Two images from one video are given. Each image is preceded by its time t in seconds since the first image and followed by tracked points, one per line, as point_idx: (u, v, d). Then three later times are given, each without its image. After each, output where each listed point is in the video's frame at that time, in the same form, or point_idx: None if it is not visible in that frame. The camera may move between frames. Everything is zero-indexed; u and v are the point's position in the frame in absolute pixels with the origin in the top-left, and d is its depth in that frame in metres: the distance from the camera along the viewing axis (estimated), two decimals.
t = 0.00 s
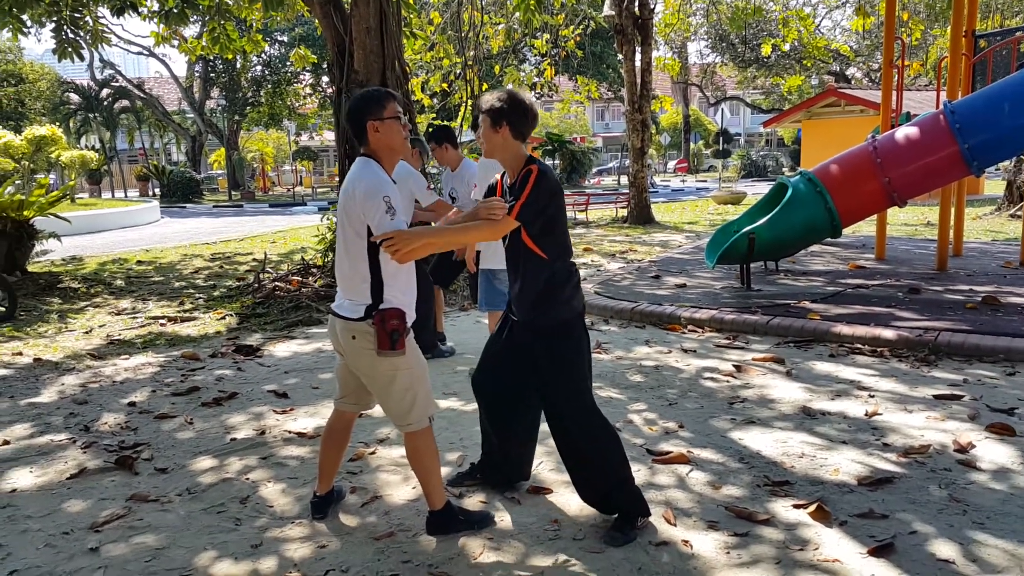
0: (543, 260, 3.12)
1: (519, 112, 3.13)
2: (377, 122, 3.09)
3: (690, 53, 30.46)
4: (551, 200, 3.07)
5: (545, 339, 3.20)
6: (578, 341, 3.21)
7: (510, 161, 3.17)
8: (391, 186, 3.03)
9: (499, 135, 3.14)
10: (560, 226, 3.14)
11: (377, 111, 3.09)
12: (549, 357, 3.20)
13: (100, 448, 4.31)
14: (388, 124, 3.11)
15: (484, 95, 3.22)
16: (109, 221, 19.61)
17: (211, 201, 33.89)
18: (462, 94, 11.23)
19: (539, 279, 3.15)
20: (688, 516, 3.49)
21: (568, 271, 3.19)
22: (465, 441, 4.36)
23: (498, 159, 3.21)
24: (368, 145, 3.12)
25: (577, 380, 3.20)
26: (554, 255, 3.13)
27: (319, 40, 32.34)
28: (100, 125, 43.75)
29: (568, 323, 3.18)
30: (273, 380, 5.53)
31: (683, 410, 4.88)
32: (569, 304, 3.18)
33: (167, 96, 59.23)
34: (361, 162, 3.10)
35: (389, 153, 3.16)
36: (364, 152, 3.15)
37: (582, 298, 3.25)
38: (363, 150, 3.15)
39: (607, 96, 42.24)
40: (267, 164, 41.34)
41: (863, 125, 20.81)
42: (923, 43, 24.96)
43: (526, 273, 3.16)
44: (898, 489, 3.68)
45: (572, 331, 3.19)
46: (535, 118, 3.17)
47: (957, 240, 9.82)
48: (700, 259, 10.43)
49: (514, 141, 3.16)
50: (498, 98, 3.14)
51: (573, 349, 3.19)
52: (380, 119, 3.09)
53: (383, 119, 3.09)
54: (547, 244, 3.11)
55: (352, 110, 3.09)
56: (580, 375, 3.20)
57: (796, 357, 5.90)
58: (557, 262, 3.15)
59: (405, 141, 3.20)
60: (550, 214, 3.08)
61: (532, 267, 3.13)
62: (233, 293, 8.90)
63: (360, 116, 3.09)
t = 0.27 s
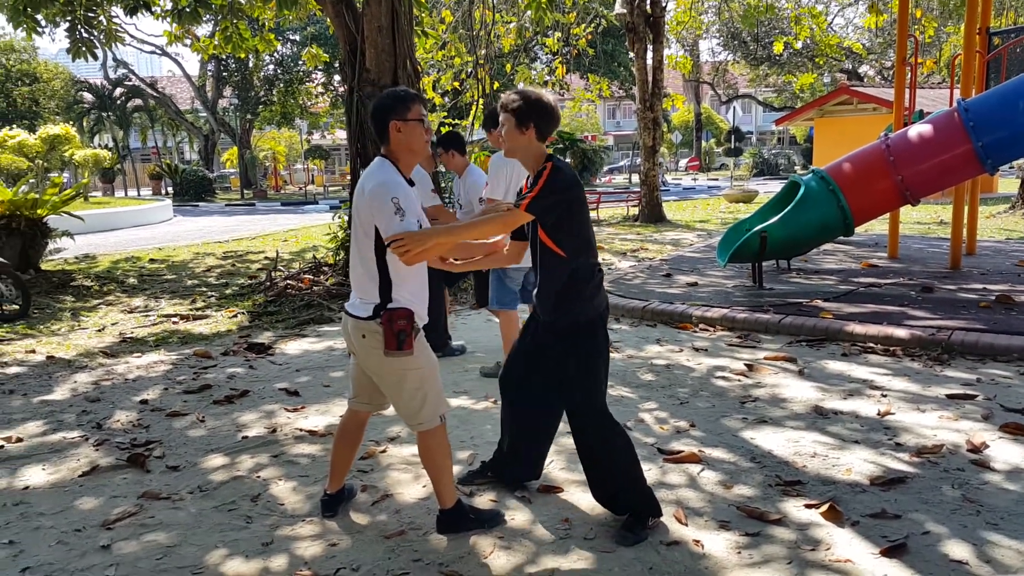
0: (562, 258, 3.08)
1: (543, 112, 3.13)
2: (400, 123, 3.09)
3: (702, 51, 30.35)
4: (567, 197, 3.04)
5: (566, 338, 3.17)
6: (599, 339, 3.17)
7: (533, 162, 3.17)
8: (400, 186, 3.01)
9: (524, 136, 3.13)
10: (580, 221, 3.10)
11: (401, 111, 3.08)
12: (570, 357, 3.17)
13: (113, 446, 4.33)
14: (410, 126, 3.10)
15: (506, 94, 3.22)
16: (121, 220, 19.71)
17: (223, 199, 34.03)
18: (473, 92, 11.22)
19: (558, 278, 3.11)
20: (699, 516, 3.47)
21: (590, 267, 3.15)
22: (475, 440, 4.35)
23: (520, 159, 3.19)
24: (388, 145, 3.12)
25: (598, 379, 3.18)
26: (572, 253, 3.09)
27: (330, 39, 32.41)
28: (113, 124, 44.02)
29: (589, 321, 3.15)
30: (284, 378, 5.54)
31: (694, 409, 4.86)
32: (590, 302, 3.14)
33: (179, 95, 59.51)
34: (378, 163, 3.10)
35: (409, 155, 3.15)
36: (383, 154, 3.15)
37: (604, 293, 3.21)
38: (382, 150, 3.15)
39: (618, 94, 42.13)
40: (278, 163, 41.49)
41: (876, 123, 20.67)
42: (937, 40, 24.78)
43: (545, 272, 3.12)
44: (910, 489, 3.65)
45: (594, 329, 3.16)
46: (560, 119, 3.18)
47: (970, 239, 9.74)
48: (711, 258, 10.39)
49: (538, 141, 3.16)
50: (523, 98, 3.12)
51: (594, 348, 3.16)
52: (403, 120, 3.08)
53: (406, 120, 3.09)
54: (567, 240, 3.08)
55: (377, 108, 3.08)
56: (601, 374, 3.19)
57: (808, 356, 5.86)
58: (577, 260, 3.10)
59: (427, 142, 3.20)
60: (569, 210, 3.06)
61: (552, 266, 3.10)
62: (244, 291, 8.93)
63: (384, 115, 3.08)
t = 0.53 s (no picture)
0: (576, 262, 3.07)
1: (563, 114, 3.10)
2: (421, 125, 3.05)
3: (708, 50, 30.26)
4: (582, 201, 3.00)
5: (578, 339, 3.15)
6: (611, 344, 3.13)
7: (551, 164, 3.14)
8: (410, 191, 2.94)
9: (544, 140, 3.10)
10: (598, 226, 3.07)
11: (425, 113, 3.04)
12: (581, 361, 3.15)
13: (114, 444, 4.31)
14: (431, 129, 3.06)
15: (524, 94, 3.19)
16: (125, 217, 19.71)
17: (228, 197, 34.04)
18: (478, 91, 11.19)
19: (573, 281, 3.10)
20: (703, 517, 3.44)
21: (606, 271, 3.12)
22: (478, 440, 4.32)
23: (537, 160, 3.17)
24: (406, 146, 3.08)
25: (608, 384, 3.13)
26: (588, 257, 3.07)
27: (335, 37, 32.39)
28: (118, 121, 44.04)
29: (603, 325, 3.11)
30: (287, 377, 5.52)
31: (699, 410, 4.83)
32: (605, 306, 3.11)
33: (184, 92, 59.56)
34: (391, 163, 3.06)
35: (426, 159, 3.11)
36: (399, 154, 3.11)
37: (619, 298, 3.17)
38: (399, 151, 3.10)
39: (624, 94, 42.05)
40: (283, 161, 41.50)
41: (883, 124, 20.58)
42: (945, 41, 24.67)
43: (561, 275, 3.13)
44: (915, 491, 3.61)
45: (608, 335, 3.12)
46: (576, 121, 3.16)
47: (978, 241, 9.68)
48: (717, 258, 10.34)
49: (558, 145, 3.13)
50: (546, 100, 3.08)
51: (604, 354, 3.12)
52: (425, 122, 3.05)
53: (428, 122, 3.05)
54: (581, 242, 3.05)
55: (401, 107, 3.03)
56: (610, 380, 3.14)
57: (813, 358, 5.83)
58: (592, 264, 3.08)
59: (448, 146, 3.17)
60: (584, 212, 3.02)
61: (568, 270, 3.10)
62: (248, 290, 8.91)
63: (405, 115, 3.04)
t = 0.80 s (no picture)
0: (587, 267, 3.06)
1: (576, 115, 3.10)
2: (450, 135, 3.06)
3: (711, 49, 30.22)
4: (598, 207, 3.00)
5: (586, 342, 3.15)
6: (617, 348, 3.12)
7: (565, 167, 3.12)
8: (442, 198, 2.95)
9: (558, 143, 3.10)
10: (612, 232, 3.06)
11: (454, 125, 3.06)
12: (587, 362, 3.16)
13: (117, 442, 4.32)
14: (458, 141, 3.08)
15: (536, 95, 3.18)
16: (127, 215, 19.73)
17: (230, 195, 34.06)
18: (481, 89, 11.18)
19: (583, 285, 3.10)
20: (704, 516, 3.44)
21: (617, 276, 3.11)
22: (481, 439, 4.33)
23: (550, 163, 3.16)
24: (432, 154, 3.08)
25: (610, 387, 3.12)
26: (600, 263, 3.06)
27: (338, 35, 32.38)
28: (121, 119, 44.06)
29: (609, 328, 3.11)
30: (290, 375, 5.53)
31: (701, 409, 4.83)
32: (613, 310, 3.11)
33: (187, 90, 59.60)
34: (416, 171, 3.05)
35: (449, 168, 3.12)
36: (423, 161, 3.11)
37: (628, 304, 3.16)
38: (422, 158, 3.10)
39: (627, 93, 42.01)
40: (286, 159, 41.51)
41: (886, 123, 20.55)
42: (948, 39, 24.62)
43: (572, 279, 3.13)
44: (917, 490, 3.61)
45: (614, 339, 3.12)
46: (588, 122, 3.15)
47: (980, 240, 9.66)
48: (719, 257, 10.34)
49: (570, 147, 3.12)
50: (561, 103, 3.08)
51: (609, 358, 3.12)
52: (453, 133, 3.06)
53: (455, 134, 3.06)
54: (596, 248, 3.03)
55: (429, 118, 3.05)
56: (616, 383, 3.13)
57: (816, 357, 5.82)
58: (605, 269, 3.07)
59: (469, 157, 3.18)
60: (601, 219, 3.01)
61: (579, 274, 3.09)
62: (250, 288, 8.92)
63: (432, 126, 3.05)
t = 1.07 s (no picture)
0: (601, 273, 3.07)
1: (587, 122, 3.09)
2: (472, 158, 3.04)
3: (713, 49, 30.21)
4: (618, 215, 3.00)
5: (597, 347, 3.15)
6: (628, 352, 3.12)
7: (579, 175, 3.14)
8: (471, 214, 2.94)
9: (570, 150, 3.10)
10: (627, 241, 3.09)
11: (477, 148, 3.03)
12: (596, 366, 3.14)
13: (121, 447, 4.33)
14: (479, 163, 3.05)
15: (542, 102, 3.15)
16: (130, 220, 19.77)
17: (233, 198, 34.10)
18: (483, 91, 11.19)
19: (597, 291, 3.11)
20: (709, 518, 3.44)
21: (630, 284, 3.13)
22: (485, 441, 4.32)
23: (562, 170, 3.16)
24: (452, 173, 3.05)
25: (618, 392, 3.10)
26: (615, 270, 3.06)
27: (339, 38, 32.43)
28: (123, 124, 44.15)
29: (622, 334, 3.12)
30: (293, 378, 5.53)
31: (705, 410, 4.82)
32: (625, 316, 3.12)
33: (189, 94, 59.70)
34: (435, 188, 2.99)
35: (466, 190, 3.09)
36: (440, 177, 3.07)
37: (640, 311, 3.18)
38: (440, 174, 3.07)
39: (629, 94, 42.00)
40: (288, 162, 41.57)
41: (888, 122, 20.52)
42: (950, 38, 24.60)
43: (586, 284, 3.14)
44: (922, 490, 3.60)
45: (625, 345, 3.12)
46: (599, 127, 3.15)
47: (983, 238, 9.64)
48: (722, 257, 10.33)
49: (582, 153, 3.13)
50: (572, 110, 3.08)
51: (620, 363, 3.11)
52: (476, 157, 3.04)
53: (477, 157, 3.04)
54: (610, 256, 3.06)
55: (454, 139, 3.02)
56: (625, 389, 3.11)
57: (819, 357, 5.82)
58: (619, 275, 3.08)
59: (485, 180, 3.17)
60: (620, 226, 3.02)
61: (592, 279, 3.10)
62: (253, 292, 8.93)
63: (455, 148, 3.03)
